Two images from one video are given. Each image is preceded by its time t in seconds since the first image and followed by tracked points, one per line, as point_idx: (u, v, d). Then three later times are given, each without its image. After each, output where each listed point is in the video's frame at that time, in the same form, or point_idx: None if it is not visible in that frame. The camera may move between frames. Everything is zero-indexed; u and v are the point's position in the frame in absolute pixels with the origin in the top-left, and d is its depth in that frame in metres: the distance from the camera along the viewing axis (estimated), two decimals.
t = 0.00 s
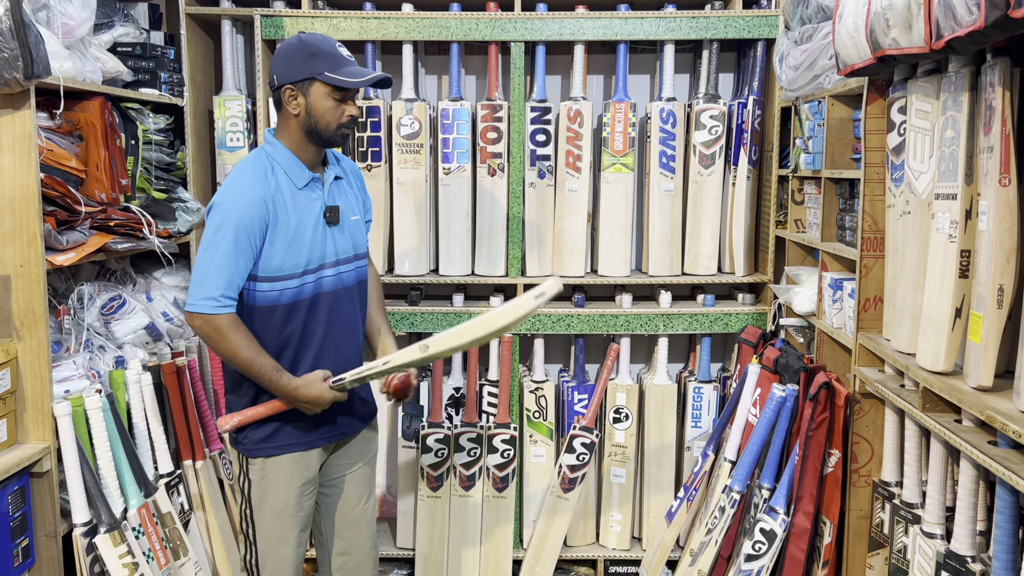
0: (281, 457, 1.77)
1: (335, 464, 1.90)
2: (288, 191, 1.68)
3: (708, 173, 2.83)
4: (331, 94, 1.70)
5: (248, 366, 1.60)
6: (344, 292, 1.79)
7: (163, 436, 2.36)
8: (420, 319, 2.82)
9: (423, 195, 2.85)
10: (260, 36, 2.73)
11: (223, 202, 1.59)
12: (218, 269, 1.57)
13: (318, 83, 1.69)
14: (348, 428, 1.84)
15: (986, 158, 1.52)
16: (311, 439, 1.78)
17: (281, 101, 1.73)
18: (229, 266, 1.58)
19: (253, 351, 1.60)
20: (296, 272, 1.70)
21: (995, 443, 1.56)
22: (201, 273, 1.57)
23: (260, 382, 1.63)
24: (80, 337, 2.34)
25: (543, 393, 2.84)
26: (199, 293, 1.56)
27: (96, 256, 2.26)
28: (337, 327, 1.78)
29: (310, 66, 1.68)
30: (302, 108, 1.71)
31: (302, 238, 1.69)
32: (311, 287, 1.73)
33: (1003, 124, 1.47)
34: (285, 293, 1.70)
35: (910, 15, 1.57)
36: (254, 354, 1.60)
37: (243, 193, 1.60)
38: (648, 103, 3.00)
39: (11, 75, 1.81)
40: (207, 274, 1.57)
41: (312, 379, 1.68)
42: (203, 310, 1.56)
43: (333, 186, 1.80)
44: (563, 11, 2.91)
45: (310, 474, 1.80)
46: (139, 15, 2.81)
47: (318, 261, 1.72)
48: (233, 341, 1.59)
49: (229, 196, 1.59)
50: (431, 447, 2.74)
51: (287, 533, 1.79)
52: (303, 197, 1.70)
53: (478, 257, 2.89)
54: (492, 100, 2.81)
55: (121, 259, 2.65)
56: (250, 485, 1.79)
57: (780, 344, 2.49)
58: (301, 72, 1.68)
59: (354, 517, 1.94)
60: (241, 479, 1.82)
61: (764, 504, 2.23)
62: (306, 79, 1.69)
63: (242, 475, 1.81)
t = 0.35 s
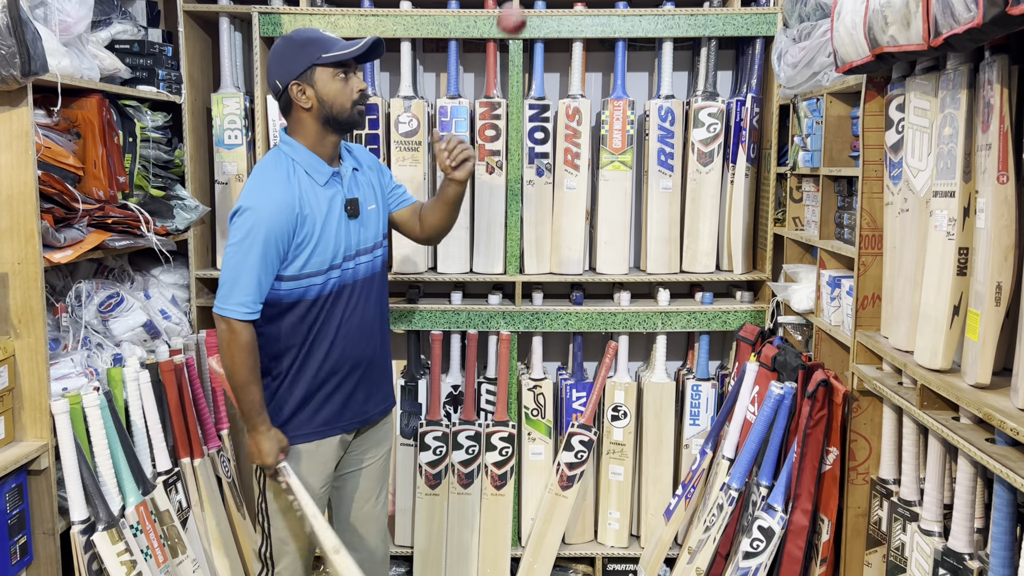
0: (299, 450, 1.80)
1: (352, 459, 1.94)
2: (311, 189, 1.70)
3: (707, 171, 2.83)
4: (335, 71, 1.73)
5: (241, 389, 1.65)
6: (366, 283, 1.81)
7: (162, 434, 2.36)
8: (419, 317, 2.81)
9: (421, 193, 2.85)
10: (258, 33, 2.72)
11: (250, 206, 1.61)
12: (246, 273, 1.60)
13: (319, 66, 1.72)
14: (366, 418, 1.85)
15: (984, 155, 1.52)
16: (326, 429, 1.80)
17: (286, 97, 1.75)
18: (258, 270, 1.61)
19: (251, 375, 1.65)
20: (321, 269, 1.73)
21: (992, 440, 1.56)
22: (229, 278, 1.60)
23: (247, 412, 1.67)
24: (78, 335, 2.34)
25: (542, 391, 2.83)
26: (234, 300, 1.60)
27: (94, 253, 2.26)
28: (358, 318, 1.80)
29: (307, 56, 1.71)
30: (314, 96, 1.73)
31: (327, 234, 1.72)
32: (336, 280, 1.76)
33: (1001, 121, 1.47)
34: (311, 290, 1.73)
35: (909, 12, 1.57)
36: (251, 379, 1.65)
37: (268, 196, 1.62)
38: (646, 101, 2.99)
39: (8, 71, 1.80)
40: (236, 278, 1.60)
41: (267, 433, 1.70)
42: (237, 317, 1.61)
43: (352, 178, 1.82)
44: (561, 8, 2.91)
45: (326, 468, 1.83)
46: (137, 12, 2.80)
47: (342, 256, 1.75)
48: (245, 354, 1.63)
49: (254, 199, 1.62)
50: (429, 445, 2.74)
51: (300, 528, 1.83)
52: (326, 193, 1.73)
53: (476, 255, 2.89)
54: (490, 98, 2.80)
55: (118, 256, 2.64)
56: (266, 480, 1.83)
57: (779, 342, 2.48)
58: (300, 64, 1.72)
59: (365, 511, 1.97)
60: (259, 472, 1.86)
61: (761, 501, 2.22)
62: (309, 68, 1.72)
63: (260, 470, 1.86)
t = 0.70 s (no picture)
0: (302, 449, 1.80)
1: (352, 457, 1.94)
2: (333, 194, 1.71)
3: (706, 169, 2.83)
4: (344, 67, 1.73)
5: (213, 380, 1.64)
6: (372, 288, 1.84)
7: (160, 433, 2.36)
8: (418, 316, 2.82)
9: (420, 191, 2.85)
10: (256, 32, 2.71)
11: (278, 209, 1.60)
12: (263, 274, 1.61)
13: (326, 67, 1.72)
14: (368, 421, 1.88)
15: (984, 154, 1.52)
16: (333, 432, 1.81)
17: (302, 104, 1.74)
18: (272, 271, 1.62)
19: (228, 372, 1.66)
20: (336, 273, 1.73)
21: (991, 439, 1.56)
22: (244, 277, 1.60)
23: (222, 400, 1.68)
24: (76, 334, 2.35)
25: (540, 390, 2.83)
26: (240, 295, 1.60)
27: (93, 252, 2.26)
28: (366, 322, 1.82)
29: (312, 61, 1.70)
30: (331, 100, 1.72)
31: (344, 239, 1.73)
32: (348, 285, 1.77)
33: (1001, 120, 1.47)
34: (324, 293, 1.73)
35: (909, 10, 1.57)
36: (224, 373, 1.65)
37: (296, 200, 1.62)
38: (645, 99, 2.99)
39: (6, 70, 1.80)
40: (251, 278, 1.60)
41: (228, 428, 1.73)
42: (239, 310, 1.61)
43: (364, 184, 1.84)
44: (560, 7, 2.90)
45: (332, 466, 1.84)
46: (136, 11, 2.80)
47: (355, 261, 1.77)
48: (223, 348, 1.62)
49: (279, 202, 1.61)
50: (428, 444, 2.73)
51: (304, 526, 1.82)
52: (346, 199, 1.74)
53: (475, 254, 2.89)
54: (489, 97, 2.80)
55: (117, 255, 2.63)
56: (270, 478, 1.82)
57: (778, 340, 2.49)
58: (307, 69, 1.70)
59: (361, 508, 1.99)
60: (261, 470, 1.84)
61: (760, 500, 2.22)
62: (318, 72, 1.71)
63: (262, 468, 1.84)
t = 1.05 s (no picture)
0: (304, 449, 1.81)
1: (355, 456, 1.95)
2: (323, 190, 1.71)
3: (705, 169, 2.83)
4: (347, 78, 1.73)
5: (298, 369, 1.62)
6: (367, 285, 1.85)
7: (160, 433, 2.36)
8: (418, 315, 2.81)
9: (420, 190, 2.85)
10: (255, 31, 2.71)
11: (271, 207, 1.59)
12: (274, 277, 1.59)
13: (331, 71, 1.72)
14: (370, 418, 1.90)
15: (983, 152, 1.52)
16: (337, 431, 1.83)
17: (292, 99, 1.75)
18: (281, 272, 1.60)
19: (302, 352, 1.63)
20: (334, 270, 1.74)
21: (991, 438, 1.56)
22: (257, 282, 1.57)
23: (310, 382, 1.66)
24: (75, 334, 2.34)
25: (540, 389, 2.83)
26: (257, 303, 1.58)
27: (92, 252, 2.25)
28: (362, 320, 1.83)
29: (319, 60, 1.71)
30: (321, 100, 1.73)
31: (338, 236, 1.73)
32: (344, 282, 1.77)
33: (1000, 119, 1.47)
34: (324, 292, 1.73)
35: (908, 9, 1.57)
36: (304, 357, 1.62)
37: (289, 197, 1.61)
38: (644, 98, 2.99)
39: (5, 70, 1.80)
40: (263, 282, 1.57)
41: (358, 380, 1.70)
42: (257, 317, 1.58)
43: (351, 179, 1.85)
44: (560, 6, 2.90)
45: (336, 465, 1.85)
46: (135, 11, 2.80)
47: (350, 257, 1.77)
48: (282, 348, 1.60)
49: (274, 201, 1.60)
50: (428, 443, 2.74)
51: (305, 526, 1.82)
52: (335, 194, 1.74)
53: (475, 253, 2.89)
54: (488, 96, 2.80)
55: (116, 255, 2.63)
56: (272, 479, 1.82)
57: (778, 339, 2.49)
58: (311, 65, 1.71)
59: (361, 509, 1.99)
60: (262, 471, 1.84)
61: (760, 499, 2.22)
62: (321, 71, 1.71)
63: (264, 469, 1.84)
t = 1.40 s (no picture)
0: (302, 450, 1.80)
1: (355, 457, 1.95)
2: (319, 186, 1.70)
3: (705, 168, 2.83)
4: (310, 57, 1.73)
5: (289, 354, 1.62)
6: (368, 283, 1.84)
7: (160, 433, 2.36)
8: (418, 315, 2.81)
9: (420, 190, 2.85)
10: (255, 32, 2.71)
11: (264, 200, 1.60)
12: (262, 269, 1.58)
13: (293, 60, 1.72)
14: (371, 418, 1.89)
15: (983, 152, 1.52)
16: (336, 432, 1.82)
17: (276, 104, 1.75)
18: (269, 264, 1.60)
19: (294, 337, 1.62)
20: (329, 267, 1.74)
21: (991, 437, 1.56)
22: (244, 273, 1.57)
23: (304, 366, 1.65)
24: (75, 335, 2.34)
25: (540, 389, 2.83)
26: (243, 293, 1.57)
27: (92, 252, 2.26)
28: (363, 319, 1.83)
29: (279, 58, 1.70)
30: (304, 93, 1.72)
31: (334, 232, 1.73)
32: (341, 278, 1.77)
33: (999, 118, 1.47)
34: (319, 288, 1.74)
35: (907, 9, 1.57)
36: (296, 342, 1.62)
37: (282, 192, 1.61)
38: (644, 98, 3.00)
39: (4, 70, 1.80)
40: (251, 274, 1.57)
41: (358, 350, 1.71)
42: (243, 307, 1.58)
43: (352, 176, 1.84)
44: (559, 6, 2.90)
45: (335, 465, 1.85)
46: (134, 11, 2.80)
47: (348, 254, 1.77)
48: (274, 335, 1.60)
49: (266, 194, 1.60)
50: (428, 442, 2.73)
51: (304, 527, 1.82)
52: (333, 190, 1.73)
53: (475, 253, 2.89)
54: (487, 96, 2.80)
55: (116, 256, 2.63)
56: (271, 480, 1.82)
57: (778, 339, 2.49)
58: (274, 67, 1.71)
59: (362, 509, 1.99)
60: (261, 472, 1.85)
61: (761, 498, 2.23)
62: (286, 67, 1.71)
63: (263, 470, 1.84)
